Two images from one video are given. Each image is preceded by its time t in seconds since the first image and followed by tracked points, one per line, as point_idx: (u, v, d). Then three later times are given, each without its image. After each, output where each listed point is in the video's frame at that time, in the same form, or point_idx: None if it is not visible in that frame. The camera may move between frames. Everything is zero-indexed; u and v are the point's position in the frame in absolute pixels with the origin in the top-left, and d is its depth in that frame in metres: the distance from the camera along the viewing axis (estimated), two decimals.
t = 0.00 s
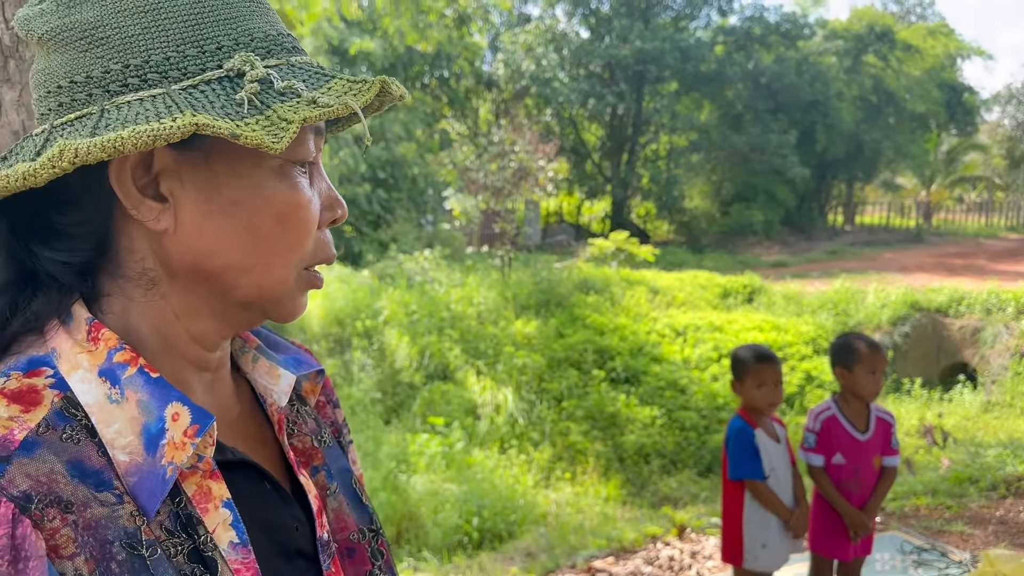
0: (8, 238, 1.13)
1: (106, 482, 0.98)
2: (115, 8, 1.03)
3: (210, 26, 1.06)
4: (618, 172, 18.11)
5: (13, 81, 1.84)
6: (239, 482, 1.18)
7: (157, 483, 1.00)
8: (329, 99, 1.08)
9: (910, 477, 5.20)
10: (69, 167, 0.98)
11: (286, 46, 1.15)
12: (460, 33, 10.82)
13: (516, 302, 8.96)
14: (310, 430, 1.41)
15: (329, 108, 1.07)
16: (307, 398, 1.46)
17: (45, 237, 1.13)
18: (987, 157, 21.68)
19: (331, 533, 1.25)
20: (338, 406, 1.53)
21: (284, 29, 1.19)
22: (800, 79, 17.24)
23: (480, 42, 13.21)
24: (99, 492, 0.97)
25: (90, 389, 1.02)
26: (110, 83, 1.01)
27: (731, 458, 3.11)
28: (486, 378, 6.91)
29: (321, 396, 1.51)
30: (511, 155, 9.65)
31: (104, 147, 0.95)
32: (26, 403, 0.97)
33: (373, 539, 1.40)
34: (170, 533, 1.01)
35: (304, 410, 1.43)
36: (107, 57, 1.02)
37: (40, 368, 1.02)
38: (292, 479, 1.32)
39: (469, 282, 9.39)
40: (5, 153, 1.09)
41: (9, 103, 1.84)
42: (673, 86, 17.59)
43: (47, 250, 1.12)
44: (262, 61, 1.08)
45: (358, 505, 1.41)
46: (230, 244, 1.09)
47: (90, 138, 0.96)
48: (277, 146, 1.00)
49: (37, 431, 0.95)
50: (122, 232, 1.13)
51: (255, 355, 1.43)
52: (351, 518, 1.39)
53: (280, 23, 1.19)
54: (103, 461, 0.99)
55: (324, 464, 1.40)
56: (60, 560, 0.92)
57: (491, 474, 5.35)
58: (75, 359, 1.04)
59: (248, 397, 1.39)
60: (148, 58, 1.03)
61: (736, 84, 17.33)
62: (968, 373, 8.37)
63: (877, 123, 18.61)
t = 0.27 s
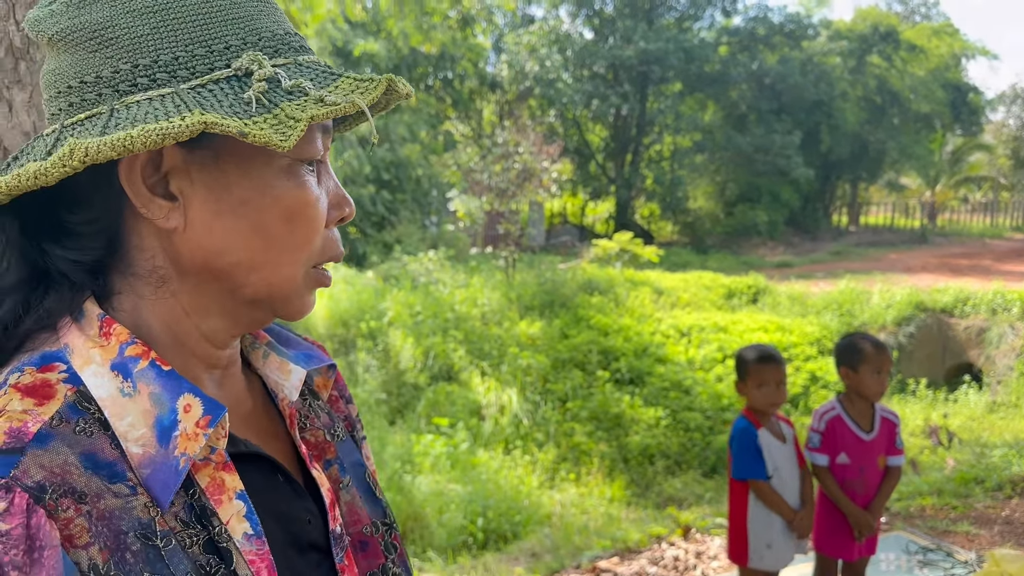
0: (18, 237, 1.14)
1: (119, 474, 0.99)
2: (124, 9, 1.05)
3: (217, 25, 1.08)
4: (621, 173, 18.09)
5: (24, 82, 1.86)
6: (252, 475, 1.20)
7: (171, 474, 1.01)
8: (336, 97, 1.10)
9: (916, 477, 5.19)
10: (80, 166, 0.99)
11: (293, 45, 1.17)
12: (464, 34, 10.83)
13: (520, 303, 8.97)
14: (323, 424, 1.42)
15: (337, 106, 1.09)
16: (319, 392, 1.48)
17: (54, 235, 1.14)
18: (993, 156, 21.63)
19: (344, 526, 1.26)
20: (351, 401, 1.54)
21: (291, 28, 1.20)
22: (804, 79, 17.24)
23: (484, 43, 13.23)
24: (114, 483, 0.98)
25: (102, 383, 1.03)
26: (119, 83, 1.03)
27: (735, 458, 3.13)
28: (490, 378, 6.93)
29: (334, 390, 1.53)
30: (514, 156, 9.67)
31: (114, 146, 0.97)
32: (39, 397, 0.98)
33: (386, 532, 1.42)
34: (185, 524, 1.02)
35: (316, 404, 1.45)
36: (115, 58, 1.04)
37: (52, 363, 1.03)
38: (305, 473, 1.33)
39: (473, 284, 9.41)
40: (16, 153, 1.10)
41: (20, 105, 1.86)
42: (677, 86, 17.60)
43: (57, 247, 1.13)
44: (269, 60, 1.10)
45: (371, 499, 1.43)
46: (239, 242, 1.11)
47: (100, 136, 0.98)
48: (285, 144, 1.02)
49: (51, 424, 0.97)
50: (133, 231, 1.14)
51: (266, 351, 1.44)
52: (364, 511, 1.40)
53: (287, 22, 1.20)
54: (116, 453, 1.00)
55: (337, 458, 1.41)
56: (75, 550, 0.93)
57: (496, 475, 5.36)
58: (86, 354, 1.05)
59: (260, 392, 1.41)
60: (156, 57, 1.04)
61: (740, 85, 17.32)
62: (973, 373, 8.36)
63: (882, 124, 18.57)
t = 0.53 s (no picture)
0: (31, 237, 1.15)
1: (135, 469, 1.00)
2: (131, 7, 1.06)
3: (224, 21, 1.09)
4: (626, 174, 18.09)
5: (33, 84, 1.87)
6: (268, 469, 1.21)
7: (186, 468, 1.02)
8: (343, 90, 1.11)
9: (922, 478, 5.19)
10: (94, 162, 1.00)
11: (299, 41, 1.18)
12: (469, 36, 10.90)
13: (526, 304, 8.99)
14: (335, 420, 1.44)
15: (345, 96, 1.10)
16: (330, 389, 1.50)
17: (65, 233, 1.15)
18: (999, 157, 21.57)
19: (359, 518, 1.28)
20: (361, 399, 1.56)
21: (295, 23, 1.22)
22: (810, 79, 17.24)
23: (489, 46, 13.26)
24: (129, 478, 0.99)
25: (116, 380, 1.04)
26: (129, 81, 1.05)
27: (740, 457, 3.15)
28: (496, 379, 6.95)
29: (343, 388, 1.55)
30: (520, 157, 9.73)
31: (127, 142, 0.98)
32: (54, 394, 0.99)
33: (400, 528, 1.43)
34: (203, 518, 1.03)
35: (327, 400, 1.47)
36: (125, 56, 1.05)
37: (66, 361, 1.04)
38: (319, 465, 1.35)
39: (479, 285, 9.43)
40: (27, 154, 1.11)
41: (29, 108, 1.87)
42: (682, 87, 17.62)
43: (69, 245, 1.14)
44: (277, 55, 1.11)
45: (384, 494, 1.44)
46: (250, 237, 1.12)
47: (112, 133, 0.99)
48: (296, 136, 1.03)
49: (67, 420, 0.97)
50: (145, 229, 1.16)
51: (277, 348, 1.46)
52: (378, 506, 1.41)
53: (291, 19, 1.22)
54: (133, 449, 1.01)
55: (350, 453, 1.42)
56: (93, 546, 0.94)
57: (501, 476, 5.37)
58: (100, 353, 1.06)
59: (272, 387, 1.43)
60: (165, 55, 1.06)
61: (746, 86, 17.32)
62: (980, 374, 8.34)
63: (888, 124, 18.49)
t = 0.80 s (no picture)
0: (42, 244, 1.14)
1: (139, 476, 1.00)
2: (149, 18, 1.07)
3: (240, 35, 1.10)
4: (630, 176, 18.08)
5: (39, 92, 1.86)
6: (270, 476, 1.22)
7: (188, 475, 1.02)
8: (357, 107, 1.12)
9: (927, 480, 5.17)
10: (112, 172, 1.00)
11: (310, 55, 1.19)
12: (473, 39, 10.91)
13: (530, 306, 8.99)
14: (338, 427, 1.44)
15: (358, 113, 1.11)
16: (333, 396, 1.51)
17: (75, 239, 1.15)
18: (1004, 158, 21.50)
19: (360, 525, 1.28)
20: (363, 405, 1.57)
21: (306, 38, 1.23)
22: (814, 81, 17.16)
23: (493, 48, 13.26)
24: (133, 485, 0.99)
25: (119, 388, 1.05)
26: (145, 92, 1.05)
27: (742, 459, 3.14)
28: (500, 382, 6.94)
29: (346, 395, 1.56)
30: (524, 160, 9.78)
31: (147, 152, 0.99)
32: (58, 402, 0.99)
33: (402, 534, 1.44)
34: (206, 525, 1.04)
35: (330, 408, 1.47)
36: (141, 67, 1.06)
37: (70, 370, 1.05)
38: (321, 473, 1.36)
39: (483, 288, 9.43)
40: (39, 161, 1.11)
41: (35, 115, 1.86)
42: (686, 89, 17.60)
43: (78, 252, 1.14)
44: (291, 70, 1.12)
45: (386, 501, 1.45)
46: (260, 247, 1.13)
47: (131, 144, 1.00)
48: (311, 151, 1.04)
49: (71, 427, 0.98)
50: (154, 237, 1.16)
51: (280, 355, 1.47)
52: (380, 512, 1.42)
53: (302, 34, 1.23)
54: (136, 456, 1.01)
55: (352, 460, 1.43)
56: (96, 552, 0.94)
57: (506, 478, 5.37)
58: (104, 361, 1.07)
59: (274, 394, 1.44)
60: (182, 67, 1.06)
61: (750, 87, 17.30)
62: (986, 375, 8.30)
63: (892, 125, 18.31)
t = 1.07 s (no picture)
0: (54, 238, 1.13)
1: (142, 476, 1.01)
2: (175, 24, 1.07)
3: (263, 45, 1.11)
4: (633, 178, 18.09)
5: (43, 95, 1.87)
6: (271, 477, 1.23)
7: (191, 476, 1.03)
8: (373, 124, 1.13)
9: (931, 482, 5.15)
10: (129, 173, 1.01)
11: (331, 68, 1.20)
12: (476, 41, 10.94)
13: (533, 308, 9.00)
14: (338, 429, 1.45)
15: (373, 130, 1.12)
16: (331, 399, 1.51)
17: (88, 238, 1.15)
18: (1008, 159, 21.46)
19: (360, 526, 1.29)
20: (363, 409, 1.57)
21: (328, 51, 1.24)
22: (818, 83, 17.11)
23: (496, 50, 13.28)
24: (136, 485, 1.00)
25: (123, 388, 1.05)
26: (166, 96, 1.06)
27: (744, 460, 3.14)
28: (503, 384, 6.94)
29: (344, 398, 1.57)
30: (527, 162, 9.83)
31: (165, 156, 0.99)
32: (62, 403, 1.00)
33: (401, 536, 1.45)
34: (208, 525, 1.05)
35: (330, 410, 1.48)
36: (164, 71, 1.06)
37: (74, 370, 1.05)
38: (322, 474, 1.36)
39: (486, 289, 9.44)
40: (56, 156, 1.12)
41: (38, 117, 1.87)
42: (689, 91, 17.61)
43: (89, 249, 1.14)
44: (311, 82, 1.13)
45: (385, 503, 1.45)
46: (269, 255, 1.14)
47: (150, 147, 1.00)
48: (327, 164, 1.05)
49: (75, 428, 0.98)
50: (167, 239, 1.17)
51: (282, 357, 1.47)
52: (379, 514, 1.43)
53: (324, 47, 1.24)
54: (139, 457, 1.02)
55: (352, 462, 1.44)
56: (100, 552, 0.95)
57: (509, 480, 5.37)
58: (108, 361, 1.07)
59: (275, 396, 1.44)
60: (204, 74, 1.07)
61: (753, 89, 17.30)
62: (990, 377, 8.28)
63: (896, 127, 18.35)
